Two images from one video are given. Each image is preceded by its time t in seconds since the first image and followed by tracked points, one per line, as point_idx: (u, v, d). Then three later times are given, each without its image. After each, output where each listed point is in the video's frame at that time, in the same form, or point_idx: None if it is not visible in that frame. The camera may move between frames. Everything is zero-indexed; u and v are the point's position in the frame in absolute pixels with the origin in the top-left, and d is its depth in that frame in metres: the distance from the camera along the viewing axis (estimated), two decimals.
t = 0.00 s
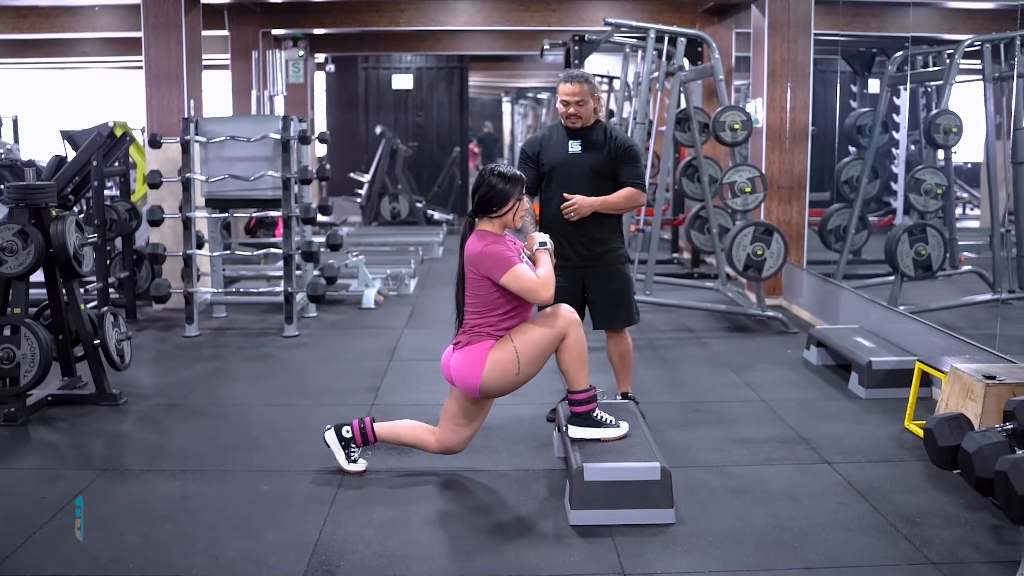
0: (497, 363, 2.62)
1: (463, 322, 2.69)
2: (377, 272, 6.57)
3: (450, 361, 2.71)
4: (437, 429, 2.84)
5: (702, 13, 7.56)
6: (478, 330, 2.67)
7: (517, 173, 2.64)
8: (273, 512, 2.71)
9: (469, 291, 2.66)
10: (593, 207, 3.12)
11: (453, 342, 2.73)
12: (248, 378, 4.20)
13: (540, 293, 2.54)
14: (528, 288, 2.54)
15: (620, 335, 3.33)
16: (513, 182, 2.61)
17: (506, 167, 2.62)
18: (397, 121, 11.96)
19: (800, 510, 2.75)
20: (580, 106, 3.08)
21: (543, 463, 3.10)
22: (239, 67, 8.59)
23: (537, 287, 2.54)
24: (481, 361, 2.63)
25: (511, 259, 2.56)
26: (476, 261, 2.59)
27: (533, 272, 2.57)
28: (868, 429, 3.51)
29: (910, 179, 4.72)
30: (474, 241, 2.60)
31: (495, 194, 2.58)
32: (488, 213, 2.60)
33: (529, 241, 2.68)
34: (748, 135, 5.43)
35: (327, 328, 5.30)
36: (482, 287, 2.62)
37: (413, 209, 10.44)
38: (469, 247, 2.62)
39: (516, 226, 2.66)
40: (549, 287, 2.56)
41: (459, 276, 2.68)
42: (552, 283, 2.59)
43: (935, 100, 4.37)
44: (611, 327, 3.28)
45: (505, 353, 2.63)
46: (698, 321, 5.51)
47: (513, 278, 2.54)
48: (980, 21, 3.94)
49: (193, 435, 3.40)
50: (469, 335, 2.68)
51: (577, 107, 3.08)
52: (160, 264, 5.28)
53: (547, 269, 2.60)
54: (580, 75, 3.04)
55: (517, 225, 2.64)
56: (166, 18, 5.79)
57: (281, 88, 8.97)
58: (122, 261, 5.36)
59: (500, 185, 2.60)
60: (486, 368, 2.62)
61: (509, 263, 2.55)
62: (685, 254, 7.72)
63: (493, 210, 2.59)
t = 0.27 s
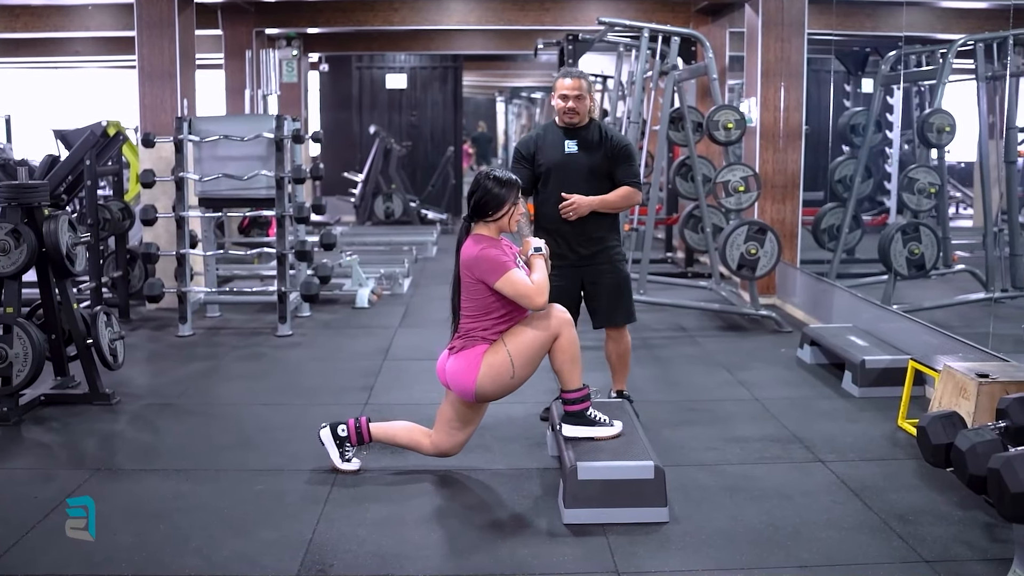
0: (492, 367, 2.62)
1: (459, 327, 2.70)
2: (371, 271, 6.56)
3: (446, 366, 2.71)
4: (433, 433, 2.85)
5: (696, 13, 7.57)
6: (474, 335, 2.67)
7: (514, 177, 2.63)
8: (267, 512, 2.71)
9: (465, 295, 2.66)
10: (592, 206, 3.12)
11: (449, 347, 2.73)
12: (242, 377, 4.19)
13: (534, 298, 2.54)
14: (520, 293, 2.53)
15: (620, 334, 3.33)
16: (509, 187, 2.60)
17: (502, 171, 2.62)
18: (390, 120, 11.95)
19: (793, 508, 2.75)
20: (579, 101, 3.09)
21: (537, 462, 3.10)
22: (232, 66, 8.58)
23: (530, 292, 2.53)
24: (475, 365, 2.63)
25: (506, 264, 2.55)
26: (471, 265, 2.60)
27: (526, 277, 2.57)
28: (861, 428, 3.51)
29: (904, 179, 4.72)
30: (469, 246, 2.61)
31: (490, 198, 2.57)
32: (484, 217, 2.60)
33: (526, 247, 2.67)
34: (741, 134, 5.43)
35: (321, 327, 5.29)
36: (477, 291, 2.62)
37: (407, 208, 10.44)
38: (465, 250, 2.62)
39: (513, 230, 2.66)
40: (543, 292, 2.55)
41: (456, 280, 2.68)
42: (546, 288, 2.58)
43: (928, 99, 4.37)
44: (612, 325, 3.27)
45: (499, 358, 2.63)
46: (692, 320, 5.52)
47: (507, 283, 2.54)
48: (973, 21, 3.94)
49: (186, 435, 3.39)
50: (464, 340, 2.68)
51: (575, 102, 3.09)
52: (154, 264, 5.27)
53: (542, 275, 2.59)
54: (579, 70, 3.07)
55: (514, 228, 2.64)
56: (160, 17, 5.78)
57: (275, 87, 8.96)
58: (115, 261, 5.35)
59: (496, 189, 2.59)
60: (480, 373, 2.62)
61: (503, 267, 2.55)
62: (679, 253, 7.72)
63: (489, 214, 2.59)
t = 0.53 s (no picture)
0: (485, 356, 2.61)
1: (452, 313, 2.68)
2: (365, 273, 6.56)
3: (438, 352, 2.69)
4: (423, 421, 2.83)
5: (689, 14, 7.59)
6: (467, 321, 2.66)
7: (509, 165, 2.63)
8: (262, 513, 2.71)
9: (459, 281, 2.65)
10: (599, 208, 3.11)
11: (441, 333, 2.71)
12: (236, 379, 4.19)
13: (529, 285, 2.53)
14: (517, 278, 2.52)
15: (628, 335, 3.27)
16: (506, 175, 2.60)
17: (497, 159, 2.62)
18: (384, 121, 11.95)
19: (786, 508, 2.76)
20: (584, 103, 3.08)
21: (531, 463, 3.10)
22: (226, 68, 8.58)
23: (527, 277, 2.53)
24: (468, 353, 2.62)
25: (502, 249, 2.54)
26: (466, 250, 2.58)
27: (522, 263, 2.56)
28: (854, 428, 3.52)
29: (897, 179, 4.75)
30: (465, 231, 2.60)
31: (486, 185, 2.58)
32: (480, 203, 2.60)
33: (521, 233, 2.66)
34: (735, 135, 5.45)
35: (315, 329, 5.29)
36: (472, 277, 2.61)
37: (401, 210, 10.44)
38: (460, 236, 2.61)
39: (508, 217, 2.66)
40: (539, 277, 2.55)
41: (449, 265, 2.67)
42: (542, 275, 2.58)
43: (921, 100, 4.39)
44: (618, 327, 3.24)
45: (494, 348, 2.62)
46: (685, 321, 5.53)
47: (504, 268, 2.52)
48: (965, 22, 3.96)
49: (181, 437, 3.38)
50: (458, 327, 2.67)
51: (580, 103, 3.07)
52: (147, 265, 5.26)
53: (538, 261, 2.58)
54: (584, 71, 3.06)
55: (509, 215, 2.63)
56: (153, 18, 5.77)
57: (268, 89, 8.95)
58: (109, 262, 5.34)
59: (491, 176, 2.59)
60: (473, 361, 2.61)
61: (499, 252, 2.54)
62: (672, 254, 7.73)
63: (485, 200, 2.59)
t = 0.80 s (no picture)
0: (481, 352, 2.61)
1: (448, 307, 2.68)
2: (359, 273, 6.56)
3: (433, 346, 2.69)
4: (417, 416, 2.83)
5: (683, 14, 7.60)
6: (463, 315, 2.66)
7: (503, 159, 2.63)
8: (256, 514, 2.71)
9: (455, 276, 2.64)
10: (621, 213, 3.06)
11: (436, 327, 2.71)
12: (231, 380, 4.19)
13: (526, 277, 2.52)
14: (514, 272, 2.52)
15: (639, 344, 3.24)
16: (499, 169, 2.59)
17: (490, 153, 2.62)
18: (378, 122, 11.94)
19: (780, 509, 2.77)
20: (605, 106, 3.03)
21: (525, 464, 3.11)
22: (220, 68, 8.57)
23: (522, 270, 2.52)
24: (464, 349, 2.62)
25: (498, 243, 2.54)
26: (462, 244, 2.58)
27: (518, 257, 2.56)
28: (847, 428, 3.54)
29: (890, 180, 4.76)
30: (460, 225, 2.59)
31: (480, 179, 2.57)
32: (475, 198, 2.60)
33: (516, 227, 2.67)
34: (728, 135, 5.46)
35: (310, 329, 5.29)
36: (468, 271, 2.60)
37: (395, 210, 10.43)
38: (456, 230, 2.61)
39: (503, 212, 2.66)
40: (535, 271, 2.55)
41: (445, 259, 2.66)
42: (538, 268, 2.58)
43: (914, 101, 4.41)
44: (630, 337, 3.19)
45: (490, 344, 2.62)
46: (680, 321, 5.54)
47: (500, 262, 2.52)
48: (958, 23, 3.96)
49: (175, 438, 3.38)
50: (453, 321, 2.67)
51: (602, 106, 3.03)
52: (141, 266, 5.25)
53: (534, 254, 2.60)
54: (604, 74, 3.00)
55: (503, 209, 2.63)
56: (147, 19, 5.76)
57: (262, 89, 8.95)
58: (103, 263, 5.34)
59: (485, 171, 2.59)
60: (468, 357, 2.61)
61: (495, 246, 2.54)
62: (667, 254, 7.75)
63: (480, 195, 2.59)
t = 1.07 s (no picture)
0: (477, 357, 2.62)
1: (443, 313, 2.68)
2: (354, 274, 6.56)
3: (429, 352, 2.70)
4: (413, 420, 2.83)
5: (677, 14, 7.61)
6: (459, 321, 2.66)
7: (497, 165, 2.63)
8: (251, 515, 2.71)
9: (450, 282, 2.65)
10: (645, 211, 3.00)
11: (433, 333, 2.71)
12: (225, 381, 4.18)
13: (520, 283, 2.52)
14: (508, 278, 2.53)
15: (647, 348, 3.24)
16: (493, 174, 2.60)
17: (485, 159, 2.62)
18: (373, 122, 11.94)
19: (774, 509, 2.78)
20: (627, 107, 2.98)
21: (520, 465, 3.11)
22: (214, 68, 8.57)
23: (516, 277, 2.53)
24: (459, 354, 2.62)
25: (492, 249, 2.55)
26: (457, 251, 2.58)
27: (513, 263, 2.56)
28: (841, 429, 3.55)
29: (884, 181, 4.77)
30: (454, 232, 2.60)
31: (474, 185, 2.57)
32: (469, 204, 2.60)
33: (511, 233, 2.67)
34: (723, 136, 5.47)
35: (305, 330, 5.29)
36: (463, 277, 2.61)
37: (390, 210, 10.43)
38: (450, 237, 2.61)
39: (497, 217, 2.66)
40: (530, 276, 2.54)
41: (440, 266, 2.67)
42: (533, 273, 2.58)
43: (908, 102, 4.42)
44: (641, 340, 3.17)
45: (486, 349, 2.63)
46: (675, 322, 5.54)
47: (494, 268, 2.53)
48: (951, 24, 3.97)
49: (170, 439, 3.38)
50: (449, 327, 2.67)
51: (624, 109, 2.98)
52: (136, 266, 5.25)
53: (527, 260, 2.59)
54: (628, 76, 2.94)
55: (498, 215, 2.64)
56: (142, 19, 5.76)
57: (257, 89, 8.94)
58: (98, 264, 5.33)
59: (479, 177, 2.59)
60: (464, 362, 2.62)
61: (489, 252, 2.54)
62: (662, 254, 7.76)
63: (474, 201, 2.59)
